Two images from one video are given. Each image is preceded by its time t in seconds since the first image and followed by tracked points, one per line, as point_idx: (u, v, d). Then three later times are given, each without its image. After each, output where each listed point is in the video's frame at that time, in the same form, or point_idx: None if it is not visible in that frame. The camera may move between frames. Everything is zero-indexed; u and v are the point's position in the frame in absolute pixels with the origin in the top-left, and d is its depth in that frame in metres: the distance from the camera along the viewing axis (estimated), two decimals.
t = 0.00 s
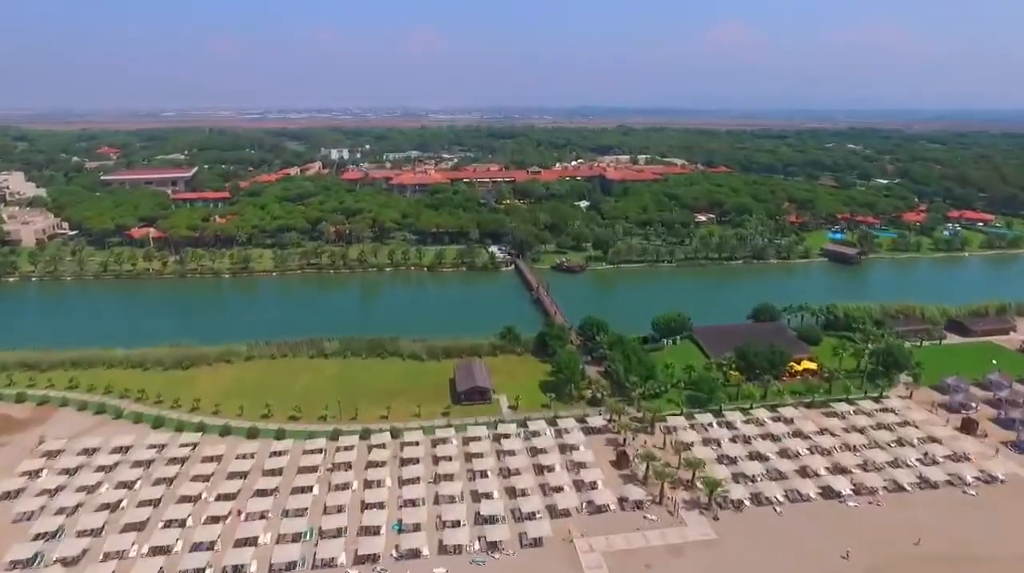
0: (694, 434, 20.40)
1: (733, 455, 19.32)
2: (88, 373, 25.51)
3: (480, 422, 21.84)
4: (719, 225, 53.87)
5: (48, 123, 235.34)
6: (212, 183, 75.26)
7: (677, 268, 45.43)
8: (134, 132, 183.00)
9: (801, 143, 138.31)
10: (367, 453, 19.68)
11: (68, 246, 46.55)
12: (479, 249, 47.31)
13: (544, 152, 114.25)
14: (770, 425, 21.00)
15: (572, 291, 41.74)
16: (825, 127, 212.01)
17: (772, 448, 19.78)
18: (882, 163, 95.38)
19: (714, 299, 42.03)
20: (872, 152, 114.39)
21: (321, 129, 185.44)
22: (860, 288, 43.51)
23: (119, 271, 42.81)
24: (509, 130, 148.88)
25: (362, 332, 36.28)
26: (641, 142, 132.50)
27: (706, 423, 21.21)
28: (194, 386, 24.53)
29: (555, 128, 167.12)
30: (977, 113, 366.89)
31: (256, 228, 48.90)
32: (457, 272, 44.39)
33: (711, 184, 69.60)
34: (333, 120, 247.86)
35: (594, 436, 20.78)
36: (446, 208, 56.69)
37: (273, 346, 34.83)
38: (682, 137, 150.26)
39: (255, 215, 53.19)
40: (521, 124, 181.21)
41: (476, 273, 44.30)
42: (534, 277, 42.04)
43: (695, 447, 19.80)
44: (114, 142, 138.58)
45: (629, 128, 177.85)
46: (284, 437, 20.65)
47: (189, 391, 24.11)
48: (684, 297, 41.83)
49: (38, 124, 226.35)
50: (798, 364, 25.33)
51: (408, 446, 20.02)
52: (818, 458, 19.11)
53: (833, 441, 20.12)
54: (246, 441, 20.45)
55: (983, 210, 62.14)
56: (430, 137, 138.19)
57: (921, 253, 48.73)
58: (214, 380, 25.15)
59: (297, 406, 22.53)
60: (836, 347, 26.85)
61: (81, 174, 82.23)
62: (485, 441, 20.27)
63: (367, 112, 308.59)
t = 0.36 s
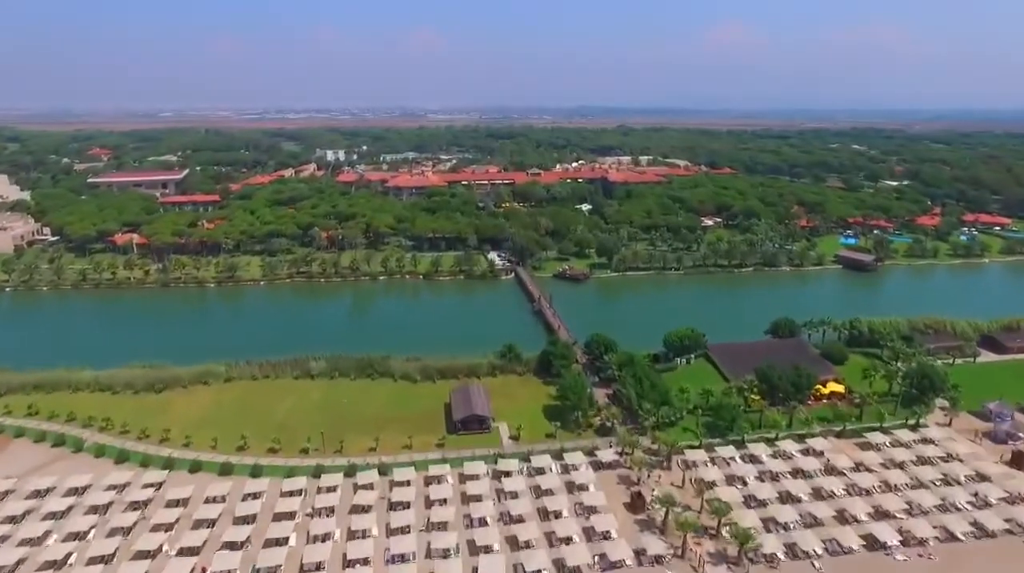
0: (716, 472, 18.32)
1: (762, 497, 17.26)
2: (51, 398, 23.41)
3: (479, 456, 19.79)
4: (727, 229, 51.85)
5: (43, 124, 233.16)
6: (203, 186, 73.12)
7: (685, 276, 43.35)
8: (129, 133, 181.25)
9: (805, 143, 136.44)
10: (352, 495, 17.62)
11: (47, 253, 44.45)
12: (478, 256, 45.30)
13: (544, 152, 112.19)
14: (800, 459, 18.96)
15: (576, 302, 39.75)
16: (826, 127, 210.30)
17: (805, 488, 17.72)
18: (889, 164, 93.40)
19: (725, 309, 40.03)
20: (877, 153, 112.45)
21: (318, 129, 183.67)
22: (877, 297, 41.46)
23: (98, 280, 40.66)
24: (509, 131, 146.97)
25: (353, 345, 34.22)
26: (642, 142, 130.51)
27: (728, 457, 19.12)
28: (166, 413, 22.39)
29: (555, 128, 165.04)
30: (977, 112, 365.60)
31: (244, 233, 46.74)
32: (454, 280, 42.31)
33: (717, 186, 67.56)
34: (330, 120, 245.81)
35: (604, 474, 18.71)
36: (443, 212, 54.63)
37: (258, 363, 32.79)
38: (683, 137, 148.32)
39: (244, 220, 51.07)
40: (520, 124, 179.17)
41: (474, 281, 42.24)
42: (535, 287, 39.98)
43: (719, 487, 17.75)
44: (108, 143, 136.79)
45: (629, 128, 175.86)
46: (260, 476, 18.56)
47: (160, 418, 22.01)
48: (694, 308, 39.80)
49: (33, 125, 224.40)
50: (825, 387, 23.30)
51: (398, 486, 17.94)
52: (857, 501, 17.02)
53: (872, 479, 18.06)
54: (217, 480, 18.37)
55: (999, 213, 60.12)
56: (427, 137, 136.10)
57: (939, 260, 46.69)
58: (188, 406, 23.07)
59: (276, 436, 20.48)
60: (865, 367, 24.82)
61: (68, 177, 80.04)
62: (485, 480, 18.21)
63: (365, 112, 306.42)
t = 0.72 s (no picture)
0: (744, 517, 16.28)
1: (798, 550, 15.23)
2: (9, 429, 21.38)
3: (477, 497, 17.78)
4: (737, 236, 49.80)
5: (38, 124, 231.31)
6: (194, 189, 71.10)
7: (694, 285, 41.31)
8: (124, 133, 179.45)
9: (809, 144, 134.65)
10: (333, 549, 15.57)
11: (24, 261, 42.39)
12: (477, 264, 43.24)
13: (544, 153, 110.23)
14: (838, 502, 16.91)
15: (580, 314, 37.70)
16: (828, 128, 208.89)
17: (845, 536, 15.71)
18: (897, 166, 91.43)
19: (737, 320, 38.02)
20: (884, 155, 110.50)
21: (315, 130, 181.56)
22: (897, 307, 39.44)
23: (76, 289, 38.55)
24: (508, 132, 145.08)
25: (344, 362, 32.12)
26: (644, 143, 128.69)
27: (756, 499, 17.06)
28: (133, 446, 20.30)
29: (555, 128, 163.16)
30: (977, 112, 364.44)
31: (232, 239, 44.63)
32: (451, 290, 40.24)
33: (723, 189, 65.56)
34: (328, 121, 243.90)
35: (617, 520, 16.66)
36: (441, 217, 52.61)
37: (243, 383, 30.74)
38: (685, 138, 146.37)
39: (233, 225, 48.98)
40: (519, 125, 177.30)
41: (472, 291, 40.20)
42: (537, 297, 37.96)
43: (749, 536, 15.71)
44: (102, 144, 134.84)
45: (630, 129, 173.96)
46: (230, 524, 16.52)
47: (126, 452, 19.98)
48: (704, 319, 37.77)
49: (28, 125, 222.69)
50: (856, 413, 21.34)
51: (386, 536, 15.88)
52: (908, 554, 14.96)
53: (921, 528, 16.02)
54: (182, 530, 16.33)
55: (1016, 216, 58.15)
56: (426, 138, 134.12)
57: (959, 266, 44.70)
58: (158, 436, 21.05)
59: (252, 474, 18.47)
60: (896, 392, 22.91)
61: (57, 179, 77.98)
62: (484, 528, 16.20)
63: (364, 113, 304.95)
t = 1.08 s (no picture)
0: None
1: None
2: None
3: (475, 547, 15.80)
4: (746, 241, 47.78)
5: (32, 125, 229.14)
6: (184, 191, 69.10)
7: (705, 294, 39.25)
8: (119, 135, 178.00)
9: (813, 144, 132.78)
10: None
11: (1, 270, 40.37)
12: (475, 272, 41.24)
13: (544, 154, 108.23)
14: (885, 555, 14.91)
15: (585, 327, 35.61)
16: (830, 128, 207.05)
17: None
18: (905, 167, 89.49)
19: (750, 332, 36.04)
20: (890, 156, 108.56)
21: (312, 130, 179.60)
22: (918, 317, 37.42)
23: (52, 300, 36.54)
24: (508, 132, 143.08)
25: (334, 377, 30.10)
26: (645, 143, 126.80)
27: (791, 551, 15.11)
28: (94, 485, 18.35)
29: (555, 128, 161.34)
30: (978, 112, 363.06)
31: (218, 246, 42.59)
32: (448, 299, 38.20)
33: (729, 192, 63.59)
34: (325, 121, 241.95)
35: None
36: (438, 222, 50.59)
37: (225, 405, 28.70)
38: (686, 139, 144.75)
39: (221, 231, 46.94)
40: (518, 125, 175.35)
41: (468, 300, 38.19)
42: (539, 308, 35.93)
43: None
44: (94, 144, 132.81)
45: (630, 129, 172.06)
46: None
47: (85, 492, 18.00)
48: (716, 330, 35.73)
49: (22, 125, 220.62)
50: (895, 443, 19.29)
51: None
52: None
53: None
54: None
55: None
56: (424, 138, 132.16)
57: (980, 273, 42.71)
58: (123, 472, 19.07)
59: (222, 520, 16.49)
60: (936, 421, 20.91)
61: (44, 181, 75.90)
62: None
63: (362, 112, 303.28)
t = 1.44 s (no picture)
0: None
1: None
2: None
3: None
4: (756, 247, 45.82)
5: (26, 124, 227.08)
6: (173, 194, 67.06)
7: (716, 304, 37.27)
8: (112, 137, 175.79)
9: (816, 145, 131.02)
10: None
11: None
12: (473, 282, 39.24)
13: (543, 155, 106.33)
14: None
15: (589, 342, 33.50)
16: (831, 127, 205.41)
17: None
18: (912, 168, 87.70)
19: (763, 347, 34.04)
20: (896, 157, 106.81)
21: (308, 131, 177.62)
22: (942, 327, 35.47)
23: (25, 312, 34.44)
24: (506, 132, 141.21)
25: (321, 401, 27.92)
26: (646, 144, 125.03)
27: None
28: (44, 532, 16.33)
29: (554, 128, 159.55)
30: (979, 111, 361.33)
31: (203, 253, 40.50)
32: (445, 311, 36.17)
33: (735, 195, 61.74)
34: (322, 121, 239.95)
35: None
36: (435, 227, 48.60)
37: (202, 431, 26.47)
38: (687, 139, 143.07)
39: (207, 236, 44.87)
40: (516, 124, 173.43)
41: (466, 311, 36.17)
42: (541, 320, 33.93)
43: None
44: (86, 146, 130.80)
45: (630, 129, 170.25)
46: None
47: (33, 541, 15.97)
48: (728, 344, 33.63)
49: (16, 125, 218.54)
50: (941, 480, 17.31)
51: None
52: None
53: None
54: None
55: None
56: (421, 139, 130.23)
57: (1002, 280, 40.81)
58: (79, 514, 17.05)
59: None
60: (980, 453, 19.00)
61: (30, 184, 73.80)
62: None
63: (359, 112, 301.35)
